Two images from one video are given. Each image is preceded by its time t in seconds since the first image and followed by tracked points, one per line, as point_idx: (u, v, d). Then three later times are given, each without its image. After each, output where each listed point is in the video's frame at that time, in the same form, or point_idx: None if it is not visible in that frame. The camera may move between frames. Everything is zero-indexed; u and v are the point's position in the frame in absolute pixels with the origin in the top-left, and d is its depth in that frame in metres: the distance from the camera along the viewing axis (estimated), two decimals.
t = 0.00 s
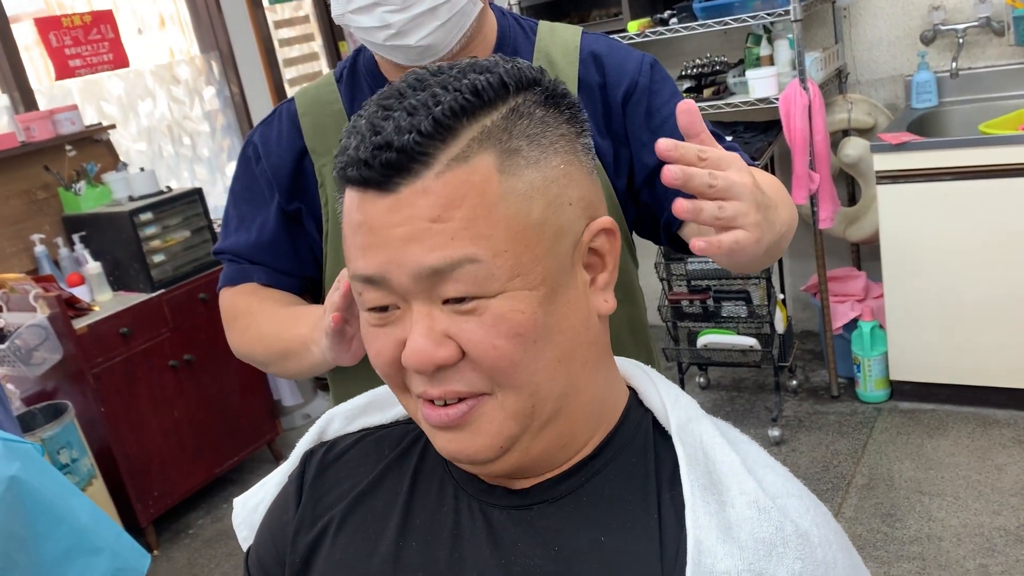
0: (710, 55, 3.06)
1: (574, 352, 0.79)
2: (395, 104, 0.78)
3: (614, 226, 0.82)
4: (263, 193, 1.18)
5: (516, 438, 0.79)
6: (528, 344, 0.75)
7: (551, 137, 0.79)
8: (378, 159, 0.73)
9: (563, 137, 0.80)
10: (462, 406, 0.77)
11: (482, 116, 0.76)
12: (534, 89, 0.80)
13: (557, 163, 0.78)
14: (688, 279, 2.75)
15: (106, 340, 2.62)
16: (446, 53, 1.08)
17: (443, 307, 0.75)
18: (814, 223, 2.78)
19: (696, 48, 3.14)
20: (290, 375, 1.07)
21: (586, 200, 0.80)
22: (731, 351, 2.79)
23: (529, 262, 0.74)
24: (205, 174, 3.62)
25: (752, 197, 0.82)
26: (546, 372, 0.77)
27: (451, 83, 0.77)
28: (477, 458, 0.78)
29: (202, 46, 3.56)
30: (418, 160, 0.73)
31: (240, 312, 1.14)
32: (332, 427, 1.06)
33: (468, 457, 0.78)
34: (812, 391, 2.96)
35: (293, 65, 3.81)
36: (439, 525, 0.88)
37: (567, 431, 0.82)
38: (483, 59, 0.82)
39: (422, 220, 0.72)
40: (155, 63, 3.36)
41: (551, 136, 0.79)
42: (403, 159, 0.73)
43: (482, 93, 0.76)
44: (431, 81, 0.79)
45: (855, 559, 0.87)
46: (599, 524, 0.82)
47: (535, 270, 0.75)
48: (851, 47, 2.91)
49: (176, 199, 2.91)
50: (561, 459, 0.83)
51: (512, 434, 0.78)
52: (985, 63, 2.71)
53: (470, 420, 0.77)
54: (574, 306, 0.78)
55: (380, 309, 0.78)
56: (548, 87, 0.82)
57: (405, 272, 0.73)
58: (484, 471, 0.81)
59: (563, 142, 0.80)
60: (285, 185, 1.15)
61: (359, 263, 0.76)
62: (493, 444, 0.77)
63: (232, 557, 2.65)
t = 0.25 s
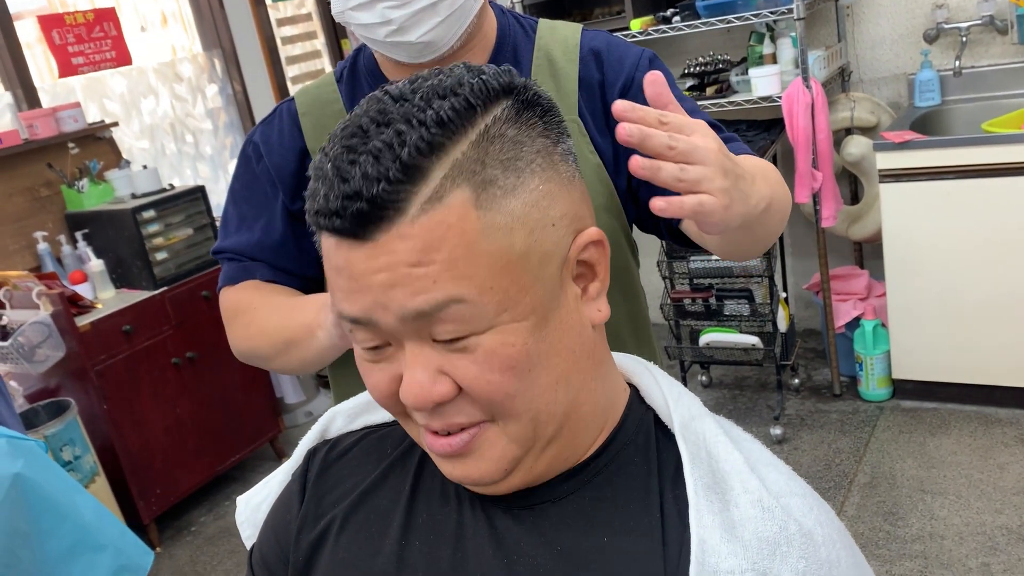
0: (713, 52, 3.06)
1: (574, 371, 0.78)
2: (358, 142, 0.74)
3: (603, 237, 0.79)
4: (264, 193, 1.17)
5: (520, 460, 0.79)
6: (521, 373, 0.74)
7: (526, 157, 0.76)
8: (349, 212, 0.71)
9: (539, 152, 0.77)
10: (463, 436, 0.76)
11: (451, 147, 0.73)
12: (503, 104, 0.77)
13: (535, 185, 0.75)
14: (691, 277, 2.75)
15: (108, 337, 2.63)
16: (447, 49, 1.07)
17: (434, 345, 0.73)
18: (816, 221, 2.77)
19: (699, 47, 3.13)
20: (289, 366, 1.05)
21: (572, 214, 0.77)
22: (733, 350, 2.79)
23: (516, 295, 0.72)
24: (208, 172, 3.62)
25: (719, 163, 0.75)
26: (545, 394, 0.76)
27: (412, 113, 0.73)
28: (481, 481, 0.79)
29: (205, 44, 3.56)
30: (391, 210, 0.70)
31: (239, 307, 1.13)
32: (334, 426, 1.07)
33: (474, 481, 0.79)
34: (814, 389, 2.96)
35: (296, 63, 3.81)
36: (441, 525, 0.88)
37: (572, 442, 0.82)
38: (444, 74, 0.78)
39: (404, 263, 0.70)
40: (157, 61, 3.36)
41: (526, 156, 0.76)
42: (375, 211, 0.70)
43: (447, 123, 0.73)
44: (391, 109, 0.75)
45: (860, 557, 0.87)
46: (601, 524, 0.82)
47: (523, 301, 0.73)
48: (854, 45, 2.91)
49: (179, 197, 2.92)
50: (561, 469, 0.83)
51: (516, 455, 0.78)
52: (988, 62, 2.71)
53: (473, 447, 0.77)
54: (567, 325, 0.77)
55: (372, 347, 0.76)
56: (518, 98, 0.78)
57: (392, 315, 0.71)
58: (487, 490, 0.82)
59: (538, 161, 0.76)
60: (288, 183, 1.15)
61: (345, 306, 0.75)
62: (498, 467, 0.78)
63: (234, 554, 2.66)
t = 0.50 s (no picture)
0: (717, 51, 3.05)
1: (572, 394, 0.77)
2: (332, 188, 0.69)
3: (597, 256, 0.77)
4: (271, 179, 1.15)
5: (524, 481, 0.80)
6: (520, 406, 0.73)
7: (511, 188, 0.72)
8: (332, 268, 0.68)
9: (525, 177, 0.73)
10: (468, 464, 0.77)
11: (433, 188, 0.69)
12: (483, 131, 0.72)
13: (524, 217, 0.72)
14: (694, 276, 2.75)
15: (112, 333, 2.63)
16: (446, 46, 1.06)
17: (428, 386, 0.72)
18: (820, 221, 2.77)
19: (703, 46, 3.13)
20: (271, 341, 0.99)
21: (564, 236, 0.75)
22: (736, 350, 2.79)
23: (509, 335, 0.71)
24: (212, 169, 3.63)
25: (665, 115, 0.67)
26: (542, 418, 0.75)
27: (386, 154, 0.69)
28: (486, 502, 0.80)
29: (210, 41, 3.57)
30: (377, 265, 0.67)
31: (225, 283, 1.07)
32: (336, 425, 1.06)
33: (481, 503, 0.80)
34: (817, 389, 2.96)
35: (300, 60, 3.82)
36: (444, 527, 0.88)
37: (574, 461, 0.81)
38: (414, 98, 0.72)
39: (395, 317, 0.68)
40: (161, 59, 3.36)
41: (511, 187, 0.72)
42: (360, 267, 0.67)
43: (425, 164, 0.68)
44: (362, 147, 0.70)
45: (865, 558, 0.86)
46: (604, 527, 0.82)
47: (515, 340, 0.71)
48: (859, 45, 2.90)
49: (184, 194, 2.92)
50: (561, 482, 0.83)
51: (520, 478, 0.79)
52: (993, 62, 2.71)
53: (479, 474, 0.78)
54: (565, 352, 0.76)
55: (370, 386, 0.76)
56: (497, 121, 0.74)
57: (386, 366, 0.71)
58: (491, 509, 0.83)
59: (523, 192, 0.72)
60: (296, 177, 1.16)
61: (336, 351, 0.74)
62: (505, 488, 0.79)
63: (236, 551, 2.66)
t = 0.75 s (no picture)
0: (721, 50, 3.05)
1: (582, 381, 0.74)
2: (352, 155, 0.68)
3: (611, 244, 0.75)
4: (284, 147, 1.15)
5: (530, 469, 0.76)
6: (528, 390, 0.70)
7: (532, 169, 0.71)
8: (349, 233, 0.66)
9: (545, 162, 0.72)
10: (474, 450, 0.73)
11: (454, 162, 0.68)
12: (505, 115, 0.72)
13: (540, 197, 0.70)
14: (697, 275, 2.75)
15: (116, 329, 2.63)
16: (452, 43, 1.05)
17: (437, 361, 0.69)
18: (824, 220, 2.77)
19: (707, 45, 3.13)
20: (241, 269, 0.98)
21: (579, 223, 0.73)
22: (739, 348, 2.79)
23: (525, 311, 0.68)
24: (215, 166, 3.63)
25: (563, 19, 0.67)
26: (552, 405, 0.72)
27: (411, 126, 0.68)
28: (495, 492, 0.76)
29: (213, 38, 3.57)
30: (394, 231, 0.66)
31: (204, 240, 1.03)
32: (342, 418, 1.07)
33: (482, 492, 0.75)
34: (820, 388, 2.96)
35: (304, 57, 3.82)
36: (450, 520, 0.88)
37: (579, 449, 0.79)
38: (440, 81, 0.72)
39: (407, 283, 0.65)
40: (165, 56, 3.36)
41: (531, 169, 0.71)
42: (377, 232, 0.66)
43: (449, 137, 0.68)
44: (387, 120, 0.69)
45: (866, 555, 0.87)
46: (612, 522, 0.82)
47: (530, 317, 0.69)
48: (862, 44, 2.90)
49: (187, 190, 2.93)
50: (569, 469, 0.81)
51: (524, 465, 0.76)
52: (997, 61, 2.70)
53: (482, 461, 0.74)
54: (578, 338, 0.73)
55: (373, 359, 0.72)
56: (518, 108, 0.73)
57: (395, 336, 0.67)
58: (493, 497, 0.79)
59: (541, 174, 0.71)
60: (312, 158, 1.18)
61: (343, 320, 0.70)
62: (510, 477, 0.75)
63: (239, 547, 2.67)
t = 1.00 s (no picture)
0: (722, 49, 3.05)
1: (592, 335, 0.78)
2: (445, 78, 0.81)
3: (640, 218, 0.84)
4: (279, 170, 1.16)
5: (528, 417, 0.77)
6: (549, 318, 0.75)
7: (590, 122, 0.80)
8: (421, 121, 0.76)
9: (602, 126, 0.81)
10: (473, 379, 0.76)
11: (526, 94, 0.77)
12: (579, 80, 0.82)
13: (593, 151, 0.79)
14: (697, 274, 2.75)
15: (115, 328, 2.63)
16: (452, 44, 1.05)
17: (467, 274, 0.75)
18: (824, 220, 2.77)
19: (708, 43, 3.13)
20: (269, 309, 1.03)
21: (617, 189, 0.82)
22: (739, 347, 2.79)
23: (554, 237, 0.75)
24: (215, 165, 3.62)
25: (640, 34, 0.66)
26: (563, 349, 0.76)
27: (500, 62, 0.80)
28: (490, 437, 0.77)
29: (213, 36, 3.56)
30: (458, 124, 0.75)
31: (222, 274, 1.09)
32: (349, 417, 1.07)
33: (478, 434, 0.77)
34: (820, 388, 2.96)
35: (303, 56, 3.82)
36: (455, 515, 0.88)
37: (578, 418, 0.81)
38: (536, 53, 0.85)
39: (458, 180, 0.74)
40: (166, 54, 3.36)
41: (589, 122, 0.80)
42: (444, 123, 0.75)
43: (528, 72, 0.78)
44: (481, 61, 0.81)
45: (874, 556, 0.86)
46: (617, 517, 0.82)
47: (560, 245, 0.75)
48: (864, 43, 2.90)
49: (187, 188, 2.93)
50: (575, 446, 0.83)
51: (524, 412, 0.77)
52: (998, 61, 2.70)
53: (483, 392, 0.76)
54: (597, 289, 0.79)
55: (404, 276, 0.79)
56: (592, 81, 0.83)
57: (433, 234, 0.75)
58: (495, 449, 0.81)
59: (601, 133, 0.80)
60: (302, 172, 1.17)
61: (390, 226, 0.78)
62: (505, 419, 0.76)
63: (239, 546, 2.67)
